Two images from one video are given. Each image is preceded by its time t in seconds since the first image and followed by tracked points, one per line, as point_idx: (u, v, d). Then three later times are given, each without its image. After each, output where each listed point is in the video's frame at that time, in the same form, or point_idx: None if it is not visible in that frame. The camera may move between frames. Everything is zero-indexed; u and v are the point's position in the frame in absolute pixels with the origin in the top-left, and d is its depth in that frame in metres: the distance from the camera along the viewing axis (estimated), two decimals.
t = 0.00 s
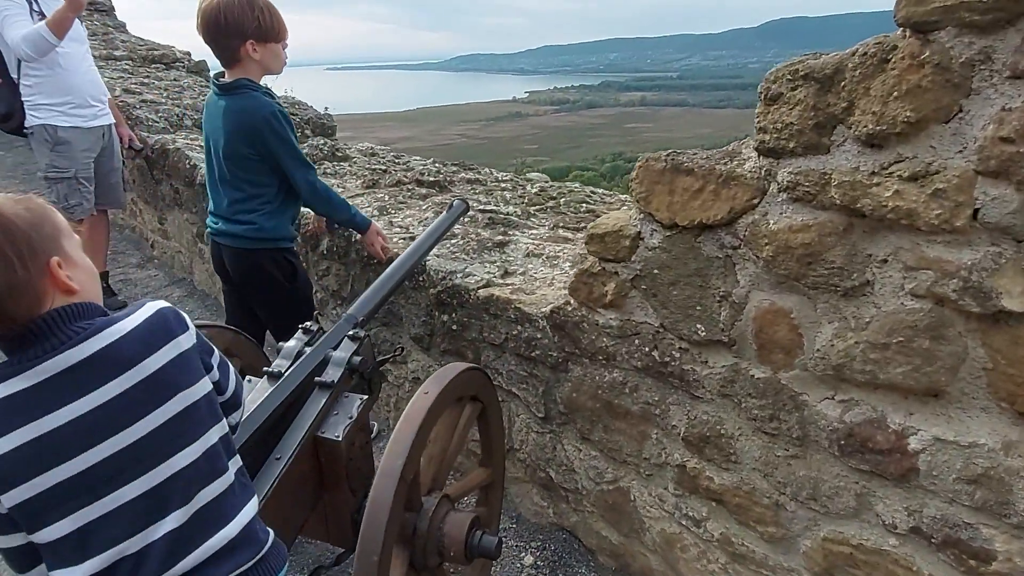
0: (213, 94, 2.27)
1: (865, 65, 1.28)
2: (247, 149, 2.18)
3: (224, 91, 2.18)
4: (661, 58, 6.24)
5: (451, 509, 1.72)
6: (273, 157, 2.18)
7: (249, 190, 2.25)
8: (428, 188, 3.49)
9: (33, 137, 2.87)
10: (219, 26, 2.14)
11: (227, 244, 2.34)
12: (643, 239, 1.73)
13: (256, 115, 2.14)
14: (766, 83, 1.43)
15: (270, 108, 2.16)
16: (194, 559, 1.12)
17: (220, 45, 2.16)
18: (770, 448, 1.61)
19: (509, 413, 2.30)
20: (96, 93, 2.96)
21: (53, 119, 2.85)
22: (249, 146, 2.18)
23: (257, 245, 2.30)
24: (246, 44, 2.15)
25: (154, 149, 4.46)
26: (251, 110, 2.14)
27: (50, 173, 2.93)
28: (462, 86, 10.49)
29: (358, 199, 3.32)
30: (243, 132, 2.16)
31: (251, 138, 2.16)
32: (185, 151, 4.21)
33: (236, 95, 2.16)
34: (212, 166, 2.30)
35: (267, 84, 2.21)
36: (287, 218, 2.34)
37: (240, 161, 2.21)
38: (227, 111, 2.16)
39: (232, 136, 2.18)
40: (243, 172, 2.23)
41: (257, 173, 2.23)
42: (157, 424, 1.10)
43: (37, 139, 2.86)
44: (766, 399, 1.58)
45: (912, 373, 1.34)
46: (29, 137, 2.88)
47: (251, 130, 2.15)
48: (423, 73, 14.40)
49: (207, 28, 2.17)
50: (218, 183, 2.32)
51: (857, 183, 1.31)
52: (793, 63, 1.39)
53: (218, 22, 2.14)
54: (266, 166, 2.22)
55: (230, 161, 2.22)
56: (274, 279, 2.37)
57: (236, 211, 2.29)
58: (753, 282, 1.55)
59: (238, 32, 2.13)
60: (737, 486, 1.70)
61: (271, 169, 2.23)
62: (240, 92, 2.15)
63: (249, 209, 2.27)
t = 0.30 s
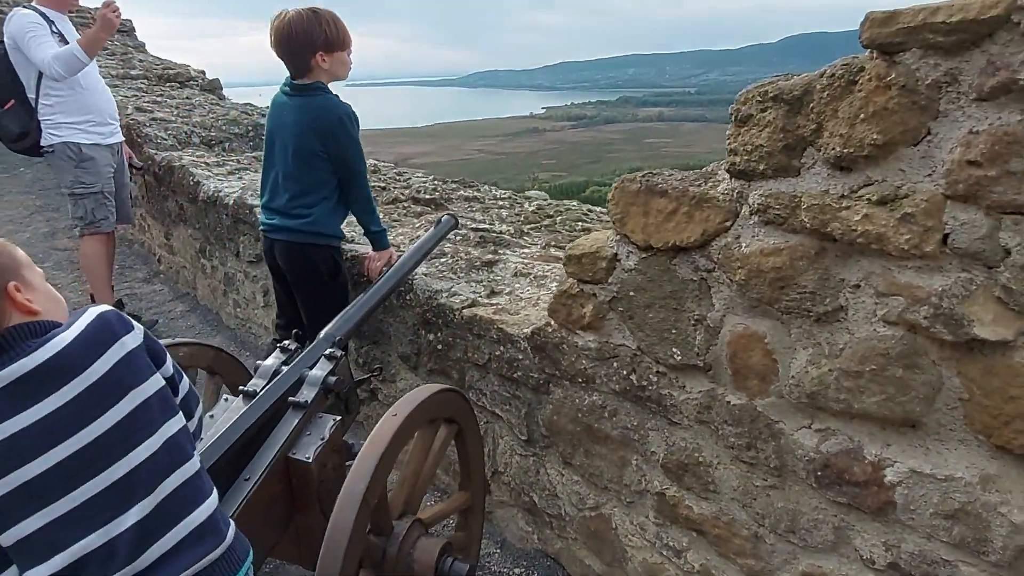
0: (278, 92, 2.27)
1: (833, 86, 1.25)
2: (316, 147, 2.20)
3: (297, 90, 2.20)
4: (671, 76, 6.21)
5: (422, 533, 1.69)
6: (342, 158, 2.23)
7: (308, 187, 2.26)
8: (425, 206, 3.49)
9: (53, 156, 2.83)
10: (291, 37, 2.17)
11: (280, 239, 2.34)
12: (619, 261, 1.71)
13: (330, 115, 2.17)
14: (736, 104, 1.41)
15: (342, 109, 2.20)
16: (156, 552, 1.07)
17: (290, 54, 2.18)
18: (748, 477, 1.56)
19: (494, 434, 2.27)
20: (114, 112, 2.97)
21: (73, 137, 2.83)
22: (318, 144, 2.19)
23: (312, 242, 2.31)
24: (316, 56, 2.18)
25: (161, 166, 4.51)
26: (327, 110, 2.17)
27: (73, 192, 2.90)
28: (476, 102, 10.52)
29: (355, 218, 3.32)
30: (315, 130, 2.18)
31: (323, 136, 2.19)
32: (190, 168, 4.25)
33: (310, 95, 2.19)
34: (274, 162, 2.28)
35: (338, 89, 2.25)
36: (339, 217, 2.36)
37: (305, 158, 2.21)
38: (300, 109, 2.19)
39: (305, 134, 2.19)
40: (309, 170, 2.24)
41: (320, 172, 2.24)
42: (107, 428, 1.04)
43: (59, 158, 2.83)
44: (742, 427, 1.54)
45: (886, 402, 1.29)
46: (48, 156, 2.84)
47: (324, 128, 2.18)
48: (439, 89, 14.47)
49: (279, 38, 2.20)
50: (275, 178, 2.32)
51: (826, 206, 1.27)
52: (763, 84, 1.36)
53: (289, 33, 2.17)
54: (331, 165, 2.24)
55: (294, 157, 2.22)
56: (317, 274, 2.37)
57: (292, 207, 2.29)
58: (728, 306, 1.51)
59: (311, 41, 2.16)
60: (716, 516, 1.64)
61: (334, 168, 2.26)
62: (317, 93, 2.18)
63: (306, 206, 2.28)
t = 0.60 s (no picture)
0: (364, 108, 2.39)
1: (829, 109, 1.26)
2: (390, 156, 2.29)
3: (381, 105, 2.32)
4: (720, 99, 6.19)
5: (427, 537, 1.75)
6: (413, 172, 2.33)
7: (376, 194, 2.34)
8: (462, 225, 3.58)
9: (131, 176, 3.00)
10: (382, 59, 2.29)
11: (344, 241, 2.42)
12: (628, 280, 1.74)
13: (409, 129, 2.28)
14: (738, 126, 1.43)
15: (421, 127, 2.31)
16: (148, 554, 1.11)
17: (379, 74, 2.30)
18: (749, 498, 1.56)
19: (511, 449, 2.31)
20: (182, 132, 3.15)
21: (151, 158, 3.00)
22: (392, 154, 2.29)
23: (372, 249, 2.38)
24: (402, 79, 2.29)
25: (218, 182, 4.73)
26: (409, 125, 2.29)
27: (148, 210, 3.07)
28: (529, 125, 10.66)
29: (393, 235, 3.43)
30: (392, 141, 2.28)
31: (397, 147, 2.29)
32: (244, 185, 4.45)
33: (393, 110, 2.30)
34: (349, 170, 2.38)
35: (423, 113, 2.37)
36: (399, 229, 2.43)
37: (376, 166, 2.31)
38: (382, 121, 2.30)
39: (383, 145, 2.29)
40: (381, 179, 2.32)
41: (388, 181, 2.32)
42: (120, 435, 1.09)
43: (136, 178, 3.00)
44: (742, 447, 1.54)
45: (880, 426, 1.28)
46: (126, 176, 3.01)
47: (400, 140, 2.28)
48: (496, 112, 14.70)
49: (369, 59, 2.32)
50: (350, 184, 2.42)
51: (821, 228, 1.28)
52: (764, 108, 1.38)
53: (380, 55, 2.29)
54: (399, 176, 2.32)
55: (367, 164, 2.32)
56: (371, 279, 2.42)
57: (359, 211, 2.38)
58: (729, 326, 1.52)
59: (400, 63, 2.28)
60: (717, 536, 1.64)
61: (402, 180, 2.34)
62: (400, 109, 2.30)
63: (371, 211, 2.35)
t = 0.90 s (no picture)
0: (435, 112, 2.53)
1: (836, 117, 1.32)
2: (448, 157, 2.42)
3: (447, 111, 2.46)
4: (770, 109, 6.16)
5: (452, 515, 1.87)
6: (469, 176, 2.46)
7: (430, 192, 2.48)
8: (503, 228, 3.69)
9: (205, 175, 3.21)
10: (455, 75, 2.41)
11: (395, 232, 2.55)
12: (649, 278, 1.82)
13: (469, 135, 2.42)
14: (753, 133, 1.50)
15: (482, 134, 2.44)
16: (198, 493, 1.24)
17: (451, 89, 2.43)
18: (759, 491, 1.61)
19: (539, 441, 2.41)
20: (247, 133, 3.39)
21: (225, 158, 3.23)
22: (449, 155, 2.42)
23: (418, 242, 2.50)
24: (472, 95, 2.43)
25: (275, 183, 4.96)
26: (474, 132, 2.43)
27: (219, 207, 3.28)
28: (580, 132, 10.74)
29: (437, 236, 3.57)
30: (452, 143, 2.41)
31: (456, 149, 2.42)
32: (299, 186, 4.66)
33: (456, 117, 2.44)
34: (411, 166, 2.51)
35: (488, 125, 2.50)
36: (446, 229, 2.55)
37: (434, 165, 2.44)
38: (450, 125, 2.44)
39: (447, 147, 2.42)
40: (438, 177, 2.45)
41: (443, 180, 2.45)
42: (170, 390, 1.23)
43: (210, 177, 3.22)
44: (753, 441, 1.60)
45: (880, 422, 1.33)
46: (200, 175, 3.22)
47: (459, 143, 2.41)
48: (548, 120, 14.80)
49: (443, 74, 2.45)
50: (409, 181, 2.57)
51: (827, 230, 1.34)
52: (778, 115, 1.45)
53: (455, 71, 2.41)
54: (454, 177, 2.45)
55: (426, 163, 2.46)
56: (413, 272, 2.54)
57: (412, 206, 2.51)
58: (742, 324, 1.58)
59: (472, 78, 2.41)
60: (728, 527, 1.70)
61: (456, 181, 2.47)
62: (467, 117, 2.44)
63: (423, 207, 2.48)
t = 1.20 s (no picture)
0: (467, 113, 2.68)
1: (830, 113, 1.44)
2: (479, 153, 2.57)
3: (480, 113, 2.61)
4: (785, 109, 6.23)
5: (473, 488, 2.00)
6: (497, 173, 2.61)
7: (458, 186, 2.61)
8: (521, 223, 3.81)
9: (241, 173, 3.40)
10: (491, 83, 2.56)
11: (422, 223, 2.68)
12: (659, 266, 1.93)
13: (500, 135, 2.56)
14: (755, 128, 1.61)
15: (512, 136, 2.59)
16: (248, 457, 1.38)
17: (486, 96, 2.58)
18: (760, 464, 1.72)
19: (554, 424, 2.53)
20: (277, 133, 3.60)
21: (263, 157, 3.43)
22: (480, 152, 2.56)
23: (446, 233, 2.63)
24: (506, 102, 2.58)
25: (299, 181, 5.12)
26: (504, 131, 2.57)
27: (253, 205, 3.46)
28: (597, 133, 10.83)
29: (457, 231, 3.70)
30: (484, 142, 2.56)
31: (486, 147, 2.56)
32: (323, 183, 4.81)
33: (489, 119, 2.59)
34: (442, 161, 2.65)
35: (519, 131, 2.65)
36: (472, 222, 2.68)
37: (464, 160, 2.58)
38: (482, 125, 2.59)
39: (479, 143, 2.56)
40: (468, 172, 2.59)
41: (472, 175, 2.59)
42: (224, 362, 1.36)
43: (246, 175, 3.40)
44: (755, 416, 1.71)
45: (871, 394, 1.44)
46: (236, 174, 3.40)
47: (490, 141, 2.56)
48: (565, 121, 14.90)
49: (478, 83, 2.59)
50: (438, 176, 2.70)
51: (821, 218, 1.46)
52: (777, 112, 1.56)
53: (490, 79, 2.56)
54: (483, 173, 2.59)
55: (456, 158, 2.60)
56: (435, 263, 2.67)
57: (440, 199, 2.64)
58: (745, 307, 1.70)
59: (506, 86, 2.55)
60: (732, 499, 1.81)
61: (484, 177, 2.61)
62: (498, 118, 2.58)
63: (450, 200, 2.61)
